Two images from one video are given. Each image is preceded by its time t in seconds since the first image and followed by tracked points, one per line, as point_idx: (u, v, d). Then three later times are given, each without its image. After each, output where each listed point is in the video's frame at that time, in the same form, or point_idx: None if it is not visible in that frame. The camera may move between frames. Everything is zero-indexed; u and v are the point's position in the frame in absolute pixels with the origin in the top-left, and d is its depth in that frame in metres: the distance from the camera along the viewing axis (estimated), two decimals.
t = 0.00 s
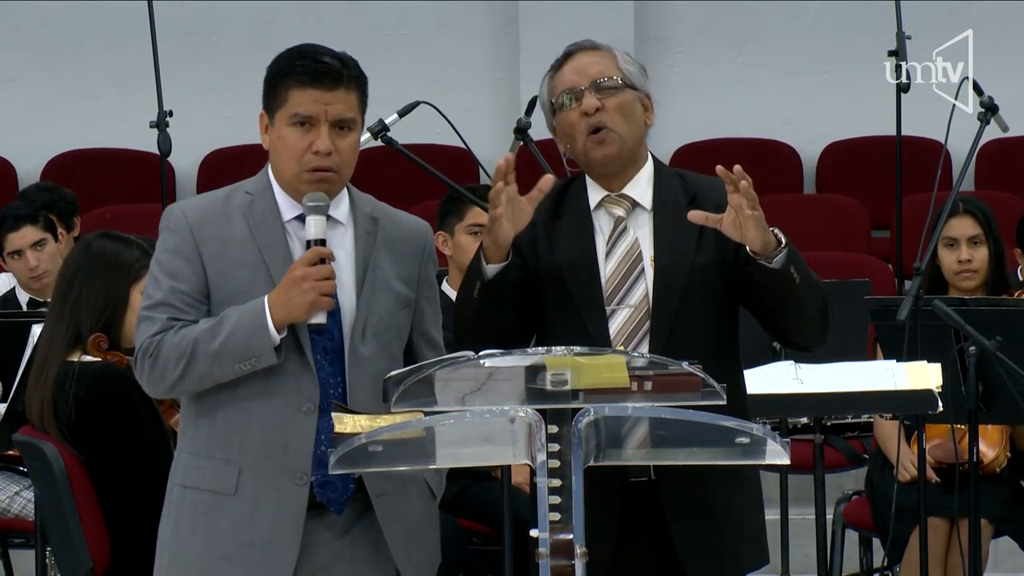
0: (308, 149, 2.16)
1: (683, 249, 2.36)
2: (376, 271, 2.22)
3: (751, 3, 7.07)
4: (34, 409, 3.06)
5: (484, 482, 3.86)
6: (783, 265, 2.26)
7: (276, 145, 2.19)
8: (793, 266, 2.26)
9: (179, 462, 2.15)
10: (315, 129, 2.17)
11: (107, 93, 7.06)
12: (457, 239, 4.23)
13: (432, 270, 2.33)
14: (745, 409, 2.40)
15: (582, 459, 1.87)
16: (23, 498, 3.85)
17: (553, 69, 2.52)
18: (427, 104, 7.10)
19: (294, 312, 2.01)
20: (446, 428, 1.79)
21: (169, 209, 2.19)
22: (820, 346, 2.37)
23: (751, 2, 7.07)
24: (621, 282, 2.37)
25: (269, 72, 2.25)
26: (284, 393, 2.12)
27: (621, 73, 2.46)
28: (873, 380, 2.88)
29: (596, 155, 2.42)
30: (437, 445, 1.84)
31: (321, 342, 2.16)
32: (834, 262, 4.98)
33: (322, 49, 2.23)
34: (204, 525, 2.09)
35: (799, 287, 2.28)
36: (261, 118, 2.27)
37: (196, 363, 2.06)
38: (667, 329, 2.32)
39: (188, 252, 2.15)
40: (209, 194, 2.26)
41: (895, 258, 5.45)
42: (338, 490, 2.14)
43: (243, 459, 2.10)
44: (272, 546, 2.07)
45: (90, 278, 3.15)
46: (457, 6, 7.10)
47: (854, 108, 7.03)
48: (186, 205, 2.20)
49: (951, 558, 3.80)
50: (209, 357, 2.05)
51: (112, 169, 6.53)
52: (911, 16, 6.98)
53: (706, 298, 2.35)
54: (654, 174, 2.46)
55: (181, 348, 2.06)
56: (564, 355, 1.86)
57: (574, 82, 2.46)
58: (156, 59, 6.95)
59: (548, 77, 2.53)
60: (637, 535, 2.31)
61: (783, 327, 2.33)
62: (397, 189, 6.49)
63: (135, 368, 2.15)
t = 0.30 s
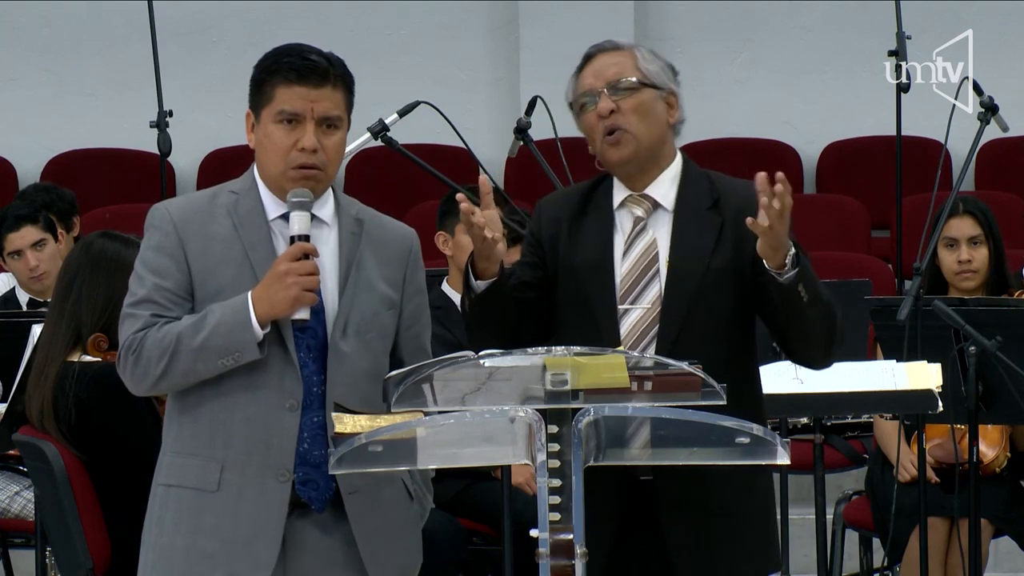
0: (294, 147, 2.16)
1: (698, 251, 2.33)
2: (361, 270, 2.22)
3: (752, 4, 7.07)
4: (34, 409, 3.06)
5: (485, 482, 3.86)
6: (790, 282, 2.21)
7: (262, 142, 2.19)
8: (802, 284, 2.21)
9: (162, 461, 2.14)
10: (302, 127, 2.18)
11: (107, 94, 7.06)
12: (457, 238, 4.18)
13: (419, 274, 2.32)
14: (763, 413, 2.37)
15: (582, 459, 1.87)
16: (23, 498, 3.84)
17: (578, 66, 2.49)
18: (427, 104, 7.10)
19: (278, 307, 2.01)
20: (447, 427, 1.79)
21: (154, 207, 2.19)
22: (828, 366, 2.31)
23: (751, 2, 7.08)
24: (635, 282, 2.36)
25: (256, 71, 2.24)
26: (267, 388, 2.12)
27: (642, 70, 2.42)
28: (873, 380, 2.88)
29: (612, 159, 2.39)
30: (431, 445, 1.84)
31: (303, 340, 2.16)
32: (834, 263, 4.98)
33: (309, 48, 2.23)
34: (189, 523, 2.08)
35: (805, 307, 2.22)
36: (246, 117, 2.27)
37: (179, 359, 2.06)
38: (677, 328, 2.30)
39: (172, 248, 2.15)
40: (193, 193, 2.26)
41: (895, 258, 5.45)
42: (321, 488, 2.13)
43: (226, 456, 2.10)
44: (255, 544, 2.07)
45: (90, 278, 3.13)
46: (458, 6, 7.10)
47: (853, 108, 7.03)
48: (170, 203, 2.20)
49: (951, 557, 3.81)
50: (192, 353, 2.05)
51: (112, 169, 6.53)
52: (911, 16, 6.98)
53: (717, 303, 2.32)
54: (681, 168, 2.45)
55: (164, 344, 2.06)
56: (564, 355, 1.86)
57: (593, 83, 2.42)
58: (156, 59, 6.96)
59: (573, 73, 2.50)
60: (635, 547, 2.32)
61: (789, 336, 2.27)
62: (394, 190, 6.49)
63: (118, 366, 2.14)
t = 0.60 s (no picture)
0: (293, 144, 2.16)
1: (721, 252, 2.34)
2: (360, 263, 2.22)
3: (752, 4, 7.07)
4: (34, 410, 3.06)
5: (484, 482, 3.86)
6: (802, 297, 2.18)
7: (260, 140, 2.19)
8: (813, 301, 2.18)
9: (166, 461, 2.14)
10: (301, 125, 2.17)
11: (107, 94, 7.06)
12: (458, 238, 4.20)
13: (421, 271, 2.32)
14: (781, 419, 2.37)
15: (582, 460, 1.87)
16: (23, 498, 3.84)
17: (637, 58, 2.46)
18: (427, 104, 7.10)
19: (274, 302, 2.02)
20: (447, 427, 1.79)
21: (154, 208, 2.19)
22: (841, 380, 2.28)
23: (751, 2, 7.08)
24: (655, 279, 2.36)
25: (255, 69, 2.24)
26: (267, 384, 2.12)
27: (697, 77, 2.38)
28: (873, 380, 2.88)
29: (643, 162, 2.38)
30: (430, 444, 1.84)
31: (304, 336, 2.16)
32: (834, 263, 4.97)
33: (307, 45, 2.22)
34: (191, 522, 2.08)
35: (816, 323, 2.20)
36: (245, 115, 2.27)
37: (178, 357, 2.06)
38: (691, 323, 2.30)
39: (171, 249, 2.15)
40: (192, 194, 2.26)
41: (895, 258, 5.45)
42: (323, 483, 2.13)
43: (227, 453, 2.10)
44: (257, 541, 2.07)
45: (89, 278, 3.13)
46: (458, 6, 7.10)
47: (853, 108, 7.03)
48: (169, 203, 2.20)
49: (951, 557, 3.81)
50: (191, 351, 2.05)
51: (112, 169, 6.53)
52: (911, 17, 6.98)
53: (734, 305, 2.32)
54: (723, 168, 2.43)
55: (163, 344, 2.06)
56: (563, 356, 1.88)
57: (640, 82, 2.39)
58: (156, 59, 6.95)
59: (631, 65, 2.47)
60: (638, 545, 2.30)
61: (801, 345, 2.25)
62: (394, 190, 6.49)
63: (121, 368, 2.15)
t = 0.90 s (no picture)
0: (311, 145, 2.16)
1: (732, 255, 2.33)
2: (376, 265, 2.22)
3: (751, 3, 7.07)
4: (34, 409, 3.06)
5: (484, 482, 3.86)
6: (806, 316, 2.17)
7: (277, 140, 2.19)
8: (817, 320, 2.16)
9: (180, 461, 2.15)
10: (318, 125, 2.17)
11: (108, 94, 7.06)
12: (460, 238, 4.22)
13: (435, 269, 2.32)
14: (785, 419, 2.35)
15: (582, 460, 1.87)
16: (23, 498, 3.84)
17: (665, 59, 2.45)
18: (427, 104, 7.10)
19: (291, 306, 2.02)
20: (448, 427, 1.79)
21: (168, 207, 2.19)
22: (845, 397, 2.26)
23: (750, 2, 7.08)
24: (665, 277, 2.37)
25: (270, 68, 2.24)
26: (282, 385, 2.13)
27: (723, 82, 2.37)
28: (874, 380, 2.88)
29: (667, 166, 2.39)
30: (434, 445, 1.84)
31: (319, 338, 2.17)
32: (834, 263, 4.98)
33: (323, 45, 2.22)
34: (204, 522, 2.09)
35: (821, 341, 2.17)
36: (259, 116, 2.26)
37: (195, 359, 2.06)
38: (699, 323, 2.30)
39: (185, 249, 2.15)
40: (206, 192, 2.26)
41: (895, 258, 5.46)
42: (338, 485, 2.14)
43: (243, 454, 2.11)
44: (269, 540, 2.07)
45: (90, 278, 3.14)
46: (458, 6, 7.10)
47: (853, 108, 7.03)
48: (183, 203, 2.20)
49: (951, 556, 3.81)
50: (207, 353, 2.05)
51: (112, 169, 6.53)
52: (911, 17, 6.99)
53: (740, 308, 2.31)
54: (746, 171, 2.42)
55: (180, 345, 2.06)
56: (563, 355, 1.88)
57: (665, 85, 2.38)
58: (155, 59, 6.95)
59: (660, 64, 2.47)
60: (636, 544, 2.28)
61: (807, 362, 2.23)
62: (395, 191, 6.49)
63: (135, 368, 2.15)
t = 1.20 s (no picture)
0: (342, 153, 2.15)
1: (731, 256, 2.33)
2: (388, 273, 2.23)
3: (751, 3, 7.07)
4: (33, 410, 3.07)
5: (486, 482, 3.85)
6: (813, 316, 2.16)
7: (306, 146, 2.18)
8: (823, 322, 2.16)
9: (185, 455, 2.16)
10: (351, 134, 2.16)
11: (108, 94, 7.06)
12: (459, 238, 4.23)
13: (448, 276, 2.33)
14: (780, 419, 2.36)
15: (582, 460, 1.87)
16: (23, 498, 3.84)
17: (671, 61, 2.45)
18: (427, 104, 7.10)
19: (315, 319, 2.02)
20: (447, 428, 1.79)
21: (190, 204, 2.20)
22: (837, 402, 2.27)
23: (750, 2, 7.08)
24: (662, 273, 2.37)
25: (298, 72, 2.23)
26: (294, 396, 2.14)
27: (726, 85, 2.37)
28: (874, 380, 2.89)
29: (669, 168, 2.39)
30: (434, 446, 1.83)
31: (333, 346, 2.18)
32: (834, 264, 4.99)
33: (357, 54, 2.21)
34: (208, 523, 2.10)
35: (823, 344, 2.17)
36: (285, 120, 2.25)
37: (213, 362, 2.08)
38: (696, 318, 2.30)
39: (206, 248, 2.16)
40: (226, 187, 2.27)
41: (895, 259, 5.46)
42: (342, 494, 2.15)
43: (251, 457, 2.12)
44: (274, 541, 2.09)
45: (89, 278, 3.14)
46: (458, 6, 7.10)
47: (853, 109, 7.03)
48: (205, 200, 2.21)
49: (951, 555, 3.82)
50: (227, 358, 2.07)
51: (112, 169, 6.53)
52: (911, 16, 6.99)
53: (738, 306, 2.31)
54: (748, 172, 2.42)
55: (199, 346, 2.08)
56: (563, 356, 1.87)
57: (669, 87, 2.39)
58: (155, 59, 6.95)
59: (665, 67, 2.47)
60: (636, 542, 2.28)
61: (805, 361, 2.24)
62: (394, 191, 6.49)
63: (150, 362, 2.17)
